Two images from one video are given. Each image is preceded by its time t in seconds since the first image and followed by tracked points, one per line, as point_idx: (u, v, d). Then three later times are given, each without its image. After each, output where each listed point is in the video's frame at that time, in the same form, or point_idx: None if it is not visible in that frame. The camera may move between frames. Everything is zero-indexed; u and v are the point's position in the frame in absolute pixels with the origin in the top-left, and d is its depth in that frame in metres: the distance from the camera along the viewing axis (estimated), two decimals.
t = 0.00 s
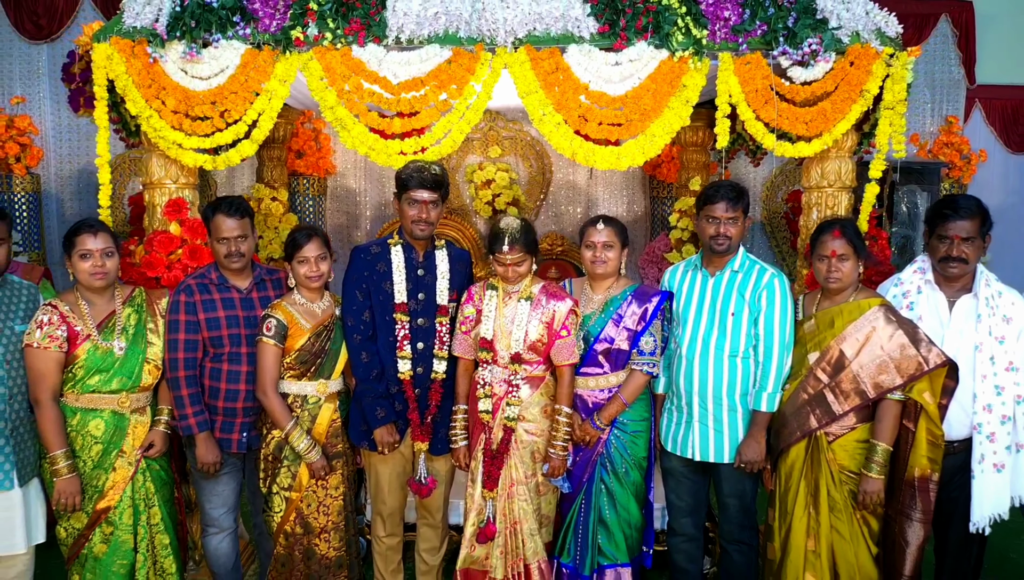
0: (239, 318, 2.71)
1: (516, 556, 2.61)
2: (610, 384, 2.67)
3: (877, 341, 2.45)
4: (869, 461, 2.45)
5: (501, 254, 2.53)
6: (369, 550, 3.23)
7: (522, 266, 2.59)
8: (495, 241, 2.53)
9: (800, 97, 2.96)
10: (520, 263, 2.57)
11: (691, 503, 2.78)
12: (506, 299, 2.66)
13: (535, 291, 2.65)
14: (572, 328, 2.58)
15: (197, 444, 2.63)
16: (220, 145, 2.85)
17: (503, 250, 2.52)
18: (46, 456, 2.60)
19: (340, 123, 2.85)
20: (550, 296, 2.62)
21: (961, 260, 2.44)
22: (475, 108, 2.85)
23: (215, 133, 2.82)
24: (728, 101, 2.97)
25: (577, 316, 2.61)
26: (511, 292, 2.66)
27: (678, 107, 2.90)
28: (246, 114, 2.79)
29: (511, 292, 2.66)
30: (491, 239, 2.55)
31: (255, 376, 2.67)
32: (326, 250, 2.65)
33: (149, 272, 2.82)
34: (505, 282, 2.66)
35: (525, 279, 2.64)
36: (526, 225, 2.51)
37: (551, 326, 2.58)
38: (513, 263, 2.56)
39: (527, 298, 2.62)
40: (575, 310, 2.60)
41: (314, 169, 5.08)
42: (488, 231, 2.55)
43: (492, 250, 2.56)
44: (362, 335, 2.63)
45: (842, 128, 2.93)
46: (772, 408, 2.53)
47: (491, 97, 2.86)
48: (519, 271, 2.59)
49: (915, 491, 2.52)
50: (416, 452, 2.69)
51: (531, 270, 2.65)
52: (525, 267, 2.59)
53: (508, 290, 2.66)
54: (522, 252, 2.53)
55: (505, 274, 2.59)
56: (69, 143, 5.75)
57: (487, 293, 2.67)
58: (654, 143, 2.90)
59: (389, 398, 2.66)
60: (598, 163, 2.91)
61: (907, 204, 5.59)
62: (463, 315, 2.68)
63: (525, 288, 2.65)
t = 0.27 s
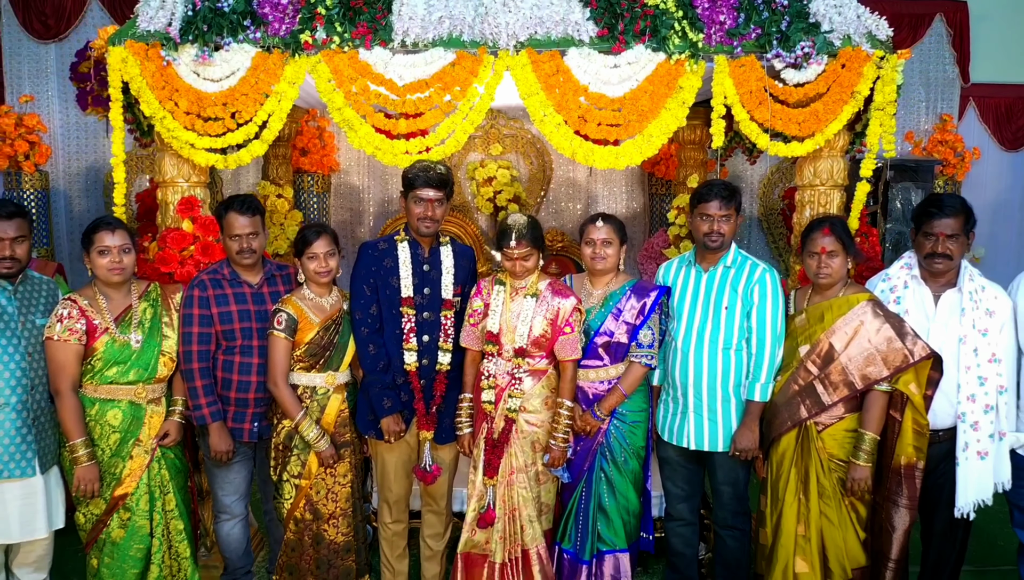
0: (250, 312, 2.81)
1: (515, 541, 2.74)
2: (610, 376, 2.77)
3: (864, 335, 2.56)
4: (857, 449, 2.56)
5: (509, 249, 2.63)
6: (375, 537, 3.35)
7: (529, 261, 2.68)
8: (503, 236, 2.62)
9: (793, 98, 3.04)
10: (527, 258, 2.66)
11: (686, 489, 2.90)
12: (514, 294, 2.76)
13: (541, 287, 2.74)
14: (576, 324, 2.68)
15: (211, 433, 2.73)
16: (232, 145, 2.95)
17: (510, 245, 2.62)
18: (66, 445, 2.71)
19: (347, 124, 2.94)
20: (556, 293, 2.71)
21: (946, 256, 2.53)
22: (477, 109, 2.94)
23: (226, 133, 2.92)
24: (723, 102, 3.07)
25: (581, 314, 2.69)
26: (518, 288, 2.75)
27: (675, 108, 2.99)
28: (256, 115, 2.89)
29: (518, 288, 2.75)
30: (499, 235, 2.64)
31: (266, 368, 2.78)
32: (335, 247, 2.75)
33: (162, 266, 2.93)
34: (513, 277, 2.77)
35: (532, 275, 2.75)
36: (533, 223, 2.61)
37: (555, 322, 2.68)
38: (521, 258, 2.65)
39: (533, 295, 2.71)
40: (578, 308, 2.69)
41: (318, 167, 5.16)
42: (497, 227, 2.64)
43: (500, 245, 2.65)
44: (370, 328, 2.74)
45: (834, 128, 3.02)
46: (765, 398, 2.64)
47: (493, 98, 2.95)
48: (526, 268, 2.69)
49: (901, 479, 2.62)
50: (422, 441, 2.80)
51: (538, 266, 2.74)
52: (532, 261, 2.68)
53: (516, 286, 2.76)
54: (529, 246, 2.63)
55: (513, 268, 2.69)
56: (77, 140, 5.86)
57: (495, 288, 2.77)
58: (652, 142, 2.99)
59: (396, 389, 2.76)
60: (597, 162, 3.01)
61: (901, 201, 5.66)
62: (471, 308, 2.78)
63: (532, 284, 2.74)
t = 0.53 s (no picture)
0: (260, 298, 2.91)
1: (514, 519, 2.86)
2: (607, 361, 2.88)
3: (853, 321, 2.66)
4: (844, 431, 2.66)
5: (510, 235, 2.73)
6: (380, 515, 3.48)
7: (529, 246, 2.78)
8: (505, 221, 2.73)
9: (786, 92, 3.12)
10: (528, 242, 2.77)
11: (680, 470, 3.01)
12: (514, 281, 2.87)
13: (540, 275, 2.84)
14: (574, 311, 2.78)
15: (222, 416, 2.84)
16: (240, 137, 3.03)
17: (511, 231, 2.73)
18: (83, 427, 2.82)
19: (353, 116, 3.02)
20: (554, 280, 2.81)
21: (930, 246, 2.63)
22: (479, 102, 3.01)
23: (235, 126, 3.00)
24: (718, 95, 3.16)
25: (579, 301, 2.80)
26: (518, 275, 2.86)
27: (671, 101, 3.08)
28: (265, 108, 2.97)
29: (519, 275, 2.86)
30: (500, 222, 2.75)
31: (275, 353, 2.88)
32: (342, 236, 2.84)
33: (173, 255, 3.04)
34: (514, 265, 2.88)
35: (532, 262, 2.85)
36: (533, 210, 2.72)
37: (553, 309, 2.78)
38: (522, 243, 2.75)
39: (532, 283, 2.82)
40: (576, 295, 2.79)
41: (321, 157, 5.23)
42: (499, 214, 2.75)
43: (502, 232, 2.76)
44: (375, 314, 2.85)
45: (825, 121, 3.11)
46: (756, 380, 2.76)
47: (494, 92, 3.03)
48: (525, 255, 2.79)
49: (886, 458, 2.74)
50: (426, 423, 2.91)
51: (538, 253, 2.85)
52: (533, 247, 2.79)
53: (516, 273, 2.87)
54: (529, 232, 2.74)
55: (515, 254, 2.79)
56: (83, 131, 5.96)
57: (496, 276, 2.88)
58: (649, 134, 3.08)
59: (401, 372, 2.87)
60: (595, 153, 3.08)
61: (896, 189, 5.73)
62: (473, 295, 2.90)
63: (531, 272, 2.85)
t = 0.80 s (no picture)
0: (265, 286, 2.99)
1: (513, 499, 2.97)
2: (600, 347, 2.96)
3: (841, 308, 2.74)
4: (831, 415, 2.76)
5: (503, 222, 2.82)
6: (383, 497, 3.58)
7: (522, 233, 2.86)
8: (498, 210, 2.82)
9: (778, 85, 3.20)
10: (521, 229, 2.85)
11: (674, 454, 3.10)
12: (508, 269, 2.95)
13: (534, 262, 2.94)
14: (566, 296, 2.88)
15: (229, 400, 2.94)
16: (246, 129, 3.11)
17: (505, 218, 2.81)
18: (95, 410, 2.91)
19: (356, 109, 3.10)
20: (548, 268, 2.91)
21: (915, 236, 2.72)
22: (479, 95, 3.09)
23: (242, 118, 3.08)
24: (712, 89, 3.24)
25: (571, 287, 2.90)
26: (512, 263, 2.95)
27: (667, 94, 3.14)
28: (269, 101, 3.05)
29: (513, 263, 2.95)
30: (494, 210, 2.84)
31: (280, 339, 2.97)
32: (345, 226, 2.93)
33: (182, 245, 3.12)
34: (507, 254, 2.96)
35: (525, 250, 2.93)
36: (525, 198, 2.83)
37: (547, 294, 2.88)
38: (515, 230, 2.83)
39: (526, 270, 2.91)
40: (568, 281, 2.89)
41: (323, 148, 5.28)
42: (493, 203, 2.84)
43: (495, 220, 2.85)
44: (378, 302, 2.94)
45: (817, 114, 3.18)
46: (746, 366, 2.85)
47: (493, 85, 3.10)
48: (519, 243, 2.88)
49: (872, 442, 2.82)
50: (427, 408, 3.01)
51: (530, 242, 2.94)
52: (526, 234, 2.87)
53: (510, 261, 2.95)
54: (522, 219, 2.82)
55: (508, 241, 2.87)
56: (88, 121, 6.04)
57: (490, 264, 2.96)
58: (645, 126, 3.15)
59: (402, 358, 2.97)
60: (591, 145, 3.17)
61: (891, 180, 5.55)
62: (468, 283, 2.99)
63: (524, 260, 2.94)
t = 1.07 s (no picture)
0: (271, 272, 3.10)
1: (512, 477, 3.09)
2: (592, 332, 3.08)
3: (827, 294, 2.84)
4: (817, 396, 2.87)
5: (498, 209, 2.92)
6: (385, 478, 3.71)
7: (516, 219, 2.97)
8: (492, 197, 2.92)
9: (769, 78, 3.29)
10: (514, 215, 2.96)
11: (667, 435, 3.22)
12: (502, 256, 3.06)
13: (528, 249, 3.04)
14: (559, 282, 3.00)
15: (237, 383, 3.05)
16: (252, 121, 3.20)
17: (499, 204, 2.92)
18: (108, 392, 3.02)
19: (358, 101, 3.19)
20: (541, 254, 3.02)
21: (898, 224, 2.82)
22: (478, 88, 3.18)
23: (247, 109, 3.17)
24: (704, 81, 3.32)
25: (564, 272, 3.02)
26: (507, 250, 3.05)
27: (661, 87, 3.23)
28: (275, 93, 3.15)
29: (507, 250, 3.05)
30: (488, 198, 2.94)
31: (286, 324, 3.09)
32: (348, 214, 3.02)
33: (189, 233, 3.23)
34: (502, 242, 3.06)
35: (519, 238, 3.04)
36: (516, 184, 2.93)
37: (541, 280, 2.99)
38: (508, 216, 2.94)
39: (521, 257, 3.01)
40: (561, 266, 3.01)
41: (324, 137, 5.36)
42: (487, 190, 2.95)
43: (489, 207, 2.95)
44: (380, 288, 3.04)
45: (807, 106, 3.27)
46: (737, 349, 2.94)
47: (491, 78, 3.19)
48: (513, 228, 2.98)
49: (857, 422, 2.93)
50: (427, 390, 3.12)
51: (523, 229, 3.05)
52: (520, 221, 2.97)
53: (504, 247, 3.06)
54: (515, 205, 2.93)
55: (503, 228, 2.97)
56: (93, 111, 6.13)
57: (485, 251, 3.07)
58: (639, 118, 3.23)
59: (404, 342, 3.07)
60: (587, 135, 3.25)
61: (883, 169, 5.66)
62: (465, 271, 3.10)
63: (519, 246, 3.05)
